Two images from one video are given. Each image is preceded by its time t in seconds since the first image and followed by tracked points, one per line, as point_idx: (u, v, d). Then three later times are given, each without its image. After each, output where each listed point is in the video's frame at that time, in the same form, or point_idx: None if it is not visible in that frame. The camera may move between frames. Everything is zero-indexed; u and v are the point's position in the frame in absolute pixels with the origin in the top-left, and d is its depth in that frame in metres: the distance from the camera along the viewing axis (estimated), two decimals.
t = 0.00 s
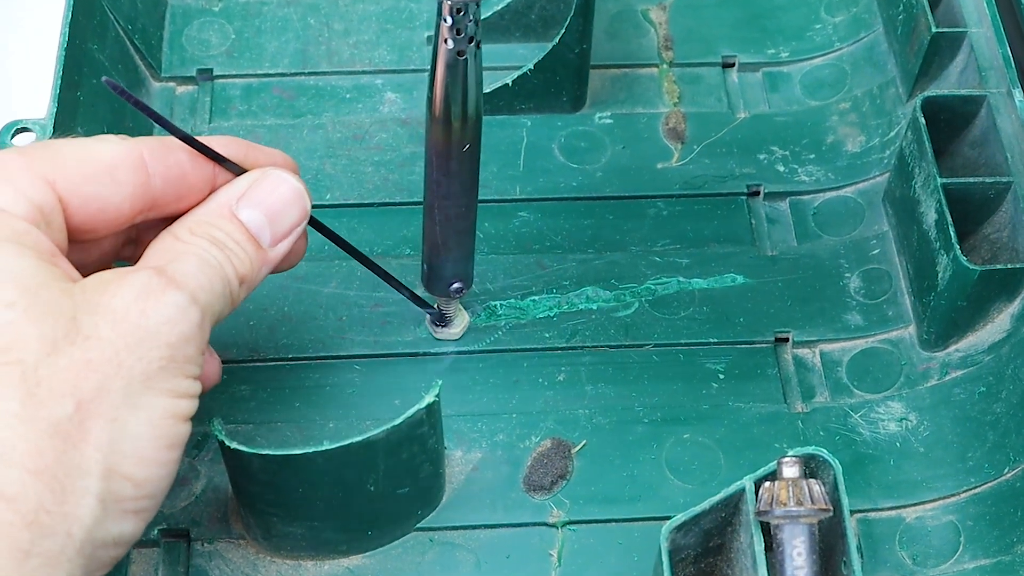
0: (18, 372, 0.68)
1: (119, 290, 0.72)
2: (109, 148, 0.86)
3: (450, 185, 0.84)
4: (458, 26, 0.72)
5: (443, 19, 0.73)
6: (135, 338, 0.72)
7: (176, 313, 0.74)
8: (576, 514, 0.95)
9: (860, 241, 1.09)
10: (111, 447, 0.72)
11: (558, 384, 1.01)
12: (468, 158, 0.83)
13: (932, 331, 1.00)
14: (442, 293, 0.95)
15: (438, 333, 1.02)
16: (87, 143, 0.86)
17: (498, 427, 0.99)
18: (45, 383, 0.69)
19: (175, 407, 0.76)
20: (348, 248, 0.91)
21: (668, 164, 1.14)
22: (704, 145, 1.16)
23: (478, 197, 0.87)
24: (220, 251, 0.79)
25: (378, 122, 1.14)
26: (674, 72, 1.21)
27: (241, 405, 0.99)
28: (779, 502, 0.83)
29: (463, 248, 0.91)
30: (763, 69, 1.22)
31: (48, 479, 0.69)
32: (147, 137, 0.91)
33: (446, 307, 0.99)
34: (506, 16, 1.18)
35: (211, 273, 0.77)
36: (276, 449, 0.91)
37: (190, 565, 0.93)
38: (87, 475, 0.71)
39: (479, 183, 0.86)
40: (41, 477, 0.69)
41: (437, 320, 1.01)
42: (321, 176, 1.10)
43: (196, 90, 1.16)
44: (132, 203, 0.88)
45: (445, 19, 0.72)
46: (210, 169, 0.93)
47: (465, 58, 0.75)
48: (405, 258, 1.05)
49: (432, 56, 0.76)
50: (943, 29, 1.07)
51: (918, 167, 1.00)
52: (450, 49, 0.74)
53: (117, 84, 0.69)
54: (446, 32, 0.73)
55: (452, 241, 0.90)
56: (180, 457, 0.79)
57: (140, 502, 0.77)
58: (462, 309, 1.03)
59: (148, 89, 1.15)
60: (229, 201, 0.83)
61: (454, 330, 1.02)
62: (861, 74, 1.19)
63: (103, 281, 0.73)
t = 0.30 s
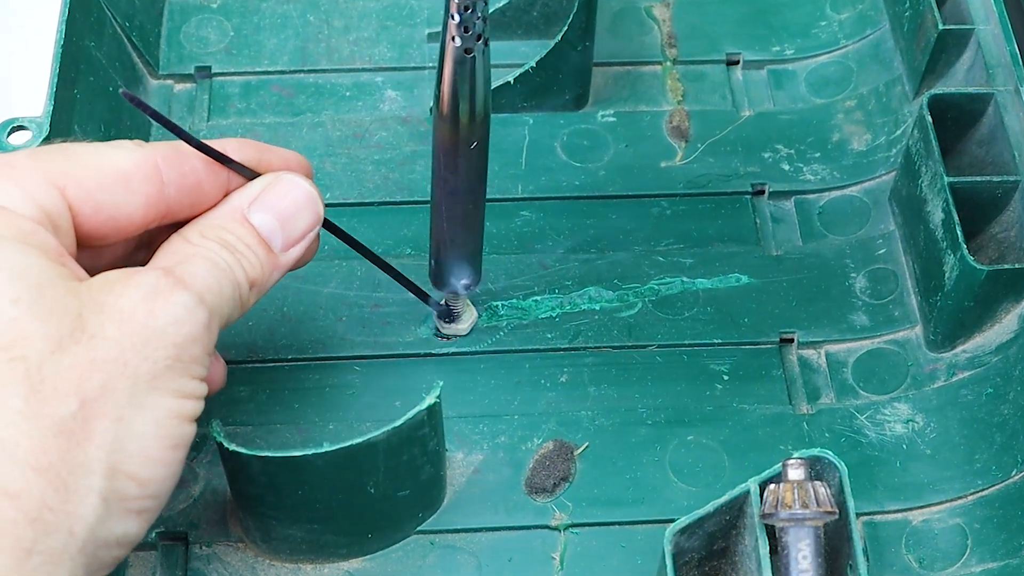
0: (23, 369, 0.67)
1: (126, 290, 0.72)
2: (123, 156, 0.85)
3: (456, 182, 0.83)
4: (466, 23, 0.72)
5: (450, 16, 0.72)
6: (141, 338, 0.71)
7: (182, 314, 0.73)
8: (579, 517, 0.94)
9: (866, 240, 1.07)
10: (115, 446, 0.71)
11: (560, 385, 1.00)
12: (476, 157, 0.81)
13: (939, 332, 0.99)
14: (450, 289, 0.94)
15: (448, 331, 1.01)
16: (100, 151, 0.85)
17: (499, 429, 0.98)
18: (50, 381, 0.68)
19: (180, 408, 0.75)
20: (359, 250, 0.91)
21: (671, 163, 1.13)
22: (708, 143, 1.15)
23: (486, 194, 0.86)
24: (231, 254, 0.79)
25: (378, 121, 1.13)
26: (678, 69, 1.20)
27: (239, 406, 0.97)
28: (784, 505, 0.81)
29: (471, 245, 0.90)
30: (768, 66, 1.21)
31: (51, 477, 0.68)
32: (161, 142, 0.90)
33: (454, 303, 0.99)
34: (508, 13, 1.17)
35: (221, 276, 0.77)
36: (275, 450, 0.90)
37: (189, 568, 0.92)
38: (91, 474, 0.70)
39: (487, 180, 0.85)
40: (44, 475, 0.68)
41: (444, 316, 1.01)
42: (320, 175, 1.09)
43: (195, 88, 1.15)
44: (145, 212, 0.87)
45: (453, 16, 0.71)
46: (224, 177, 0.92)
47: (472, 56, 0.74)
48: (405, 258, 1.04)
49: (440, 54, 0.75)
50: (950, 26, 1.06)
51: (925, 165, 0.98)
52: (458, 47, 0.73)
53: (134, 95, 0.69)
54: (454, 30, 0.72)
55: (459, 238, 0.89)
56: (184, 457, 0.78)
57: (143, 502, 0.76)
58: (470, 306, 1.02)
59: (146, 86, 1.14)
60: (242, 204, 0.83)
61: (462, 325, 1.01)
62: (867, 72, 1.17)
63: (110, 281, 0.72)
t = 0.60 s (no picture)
0: (21, 372, 0.66)
1: (124, 295, 0.71)
2: (121, 159, 0.84)
3: (458, 179, 0.82)
4: (470, 18, 0.71)
5: (454, 11, 0.71)
6: (140, 343, 0.70)
7: (181, 319, 0.72)
8: (581, 519, 0.92)
9: (872, 240, 1.06)
10: (113, 451, 0.70)
11: (562, 386, 0.99)
12: (478, 154, 0.80)
13: (945, 333, 0.98)
14: (450, 289, 0.93)
15: (449, 330, 1.00)
16: (98, 152, 0.84)
17: (501, 430, 0.97)
18: (49, 384, 0.67)
19: (179, 413, 0.74)
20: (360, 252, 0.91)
21: (675, 162, 1.12)
22: (712, 142, 1.14)
23: (488, 191, 0.85)
24: (230, 259, 0.79)
25: (378, 119, 1.12)
26: (681, 67, 1.19)
27: (238, 408, 0.96)
28: (789, 507, 0.81)
29: (473, 243, 0.88)
30: (773, 64, 1.20)
31: (49, 481, 0.67)
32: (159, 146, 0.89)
33: (455, 304, 0.97)
34: (510, 9, 1.16)
35: (220, 281, 0.77)
36: (274, 452, 0.89)
37: (186, 572, 0.90)
38: (89, 478, 0.69)
39: (488, 179, 0.83)
40: (42, 479, 0.66)
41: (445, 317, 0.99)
42: (320, 174, 1.08)
43: (192, 86, 1.14)
44: (143, 215, 0.86)
45: (456, 11, 0.71)
46: (224, 181, 0.90)
47: (476, 52, 0.73)
48: (406, 258, 1.03)
49: (443, 49, 0.74)
50: (957, 23, 1.05)
51: (931, 164, 0.97)
52: (461, 42, 0.72)
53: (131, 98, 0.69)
54: (458, 25, 0.72)
55: (460, 237, 0.87)
56: (182, 463, 0.77)
57: (141, 508, 0.75)
58: (471, 307, 1.01)
59: (143, 84, 1.13)
60: (242, 209, 0.83)
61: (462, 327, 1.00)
62: (873, 69, 1.16)
63: (109, 285, 0.71)
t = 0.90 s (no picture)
0: (26, 373, 0.65)
1: (129, 296, 0.70)
2: (125, 158, 0.83)
3: (464, 178, 0.81)
4: (476, 14, 0.70)
5: (461, 7, 0.71)
6: (145, 345, 0.69)
7: (185, 321, 0.72)
8: (584, 522, 0.91)
9: (878, 239, 1.05)
10: (119, 453, 0.69)
11: (565, 388, 0.97)
12: (485, 154, 0.79)
13: (953, 334, 0.96)
14: (457, 289, 0.92)
15: (454, 332, 0.99)
16: (102, 152, 0.83)
17: (503, 432, 0.95)
18: (54, 386, 0.66)
19: (184, 416, 0.73)
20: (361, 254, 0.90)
21: (678, 160, 1.11)
22: (716, 140, 1.13)
23: (496, 192, 0.84)
24: (233, 262, 0.78)
25: (379, 117, 1.11)
26: (685, 64, 1.18)
27: (237, 409, 0.95)
28: (795, 510, 0.79)
29: (480, 243, 0.87)
30: (778, 61, 1.18)
31: (55, 483, 0.66)
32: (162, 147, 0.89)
33: (461, 303, 0.96)
34: (512, 6, 1.15)
35: (224, 283, 0.76)
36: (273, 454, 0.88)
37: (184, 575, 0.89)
38: (94, 481, 0.68)
39: (496, 178, 0.82)
40: (48, 481, 0.66)
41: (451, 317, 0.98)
42: (320, 173, 1.07)
43: (191, 84, 1.13)
44: (147, 215, 0.85)
45: (463, 6, 0.70)
46: (227, 182, 0.90)
47: (482, 49, 0.72)
48: (406, 257, 1.02)
49: (450, 47, 0.73)
50: (964, 20, 1.03)
51: (938, 163, 0.96)
52: (468, 39, 0.71)
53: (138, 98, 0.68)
54: (464, 21, 0.71)
55: (467, 237, 0.86)
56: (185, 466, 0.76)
57: (145, 511, 0.74)
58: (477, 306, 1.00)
59: (141, 81, 1.12)
60: (246, 212, 0.82)
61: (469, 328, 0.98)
62: (879, 67, 1.15)
63: (114, 286, 0.70)
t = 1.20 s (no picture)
0: (47, 359, 0.64)
1: (152, 285, 0.70)
2: (152, 150, 0.83)
3: (472, 175, 0.80)
4: (483, 11, 0.69)
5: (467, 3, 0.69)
6: (169, 333, 0.69)
7: (210, 310, 0.71)
8: (586, 525, 0.90)
9: (883, 239, 1.04)
10: (141, 440, 0.69)
11: (567, 389, 0.96)
12: (493, 150, 0.78)
13: (959, 334, 0.95)
14: (465, 290, 0.90)
15: (459, 333, 0.98)
16: (129, 144, 0.82)
17: (504, 434, 0.94)
18: (76, 372, 0.65)
19: (207, 406, 0.73)
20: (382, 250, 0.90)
21: (681, 159, 1.10)
22: (720, 139, 1.11)
23: (504, 190, 0.83)
24: (260, 253, 0.78)
25: (379, 115, 1.10)
26: (689, 62, 1.17)
27: (235, 411, 0.94)
28: (799, 512, 0.78)
29: (487, 241, 0.86)
30: (782, 59, 1.17)
31: (76, 470, 0.65)
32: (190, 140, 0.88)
33: (469, 302, 0.95)
34: (513, 3, 1.14)
35: (250, 274, 0.76)
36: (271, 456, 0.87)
37: None
38: (116, 468, 0.67)
39: (504, 176, 0.81)
40: (70, 468, 0.64)
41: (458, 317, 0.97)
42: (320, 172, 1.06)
43: (189, 81, 1.12)
44: (173, 208, 0.84)
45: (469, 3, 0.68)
46: (254, 175, 0.89)
47: (489, 46, 0.71)
48: (406, 257, 1.01)
49: (457, 43, 0.72)
50: (970, 17, 1.02)
51: (944, 161, 0.95)
52: (474, 36, 0.70)
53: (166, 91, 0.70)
54: (471, 17, 0.69)
55: (475, 235, 0.85)
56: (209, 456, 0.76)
57: (167, 501, 0.73)
58: (485, 306, 0.98)
59: (138, 79, 1.11)
60: (272, 205, 0.82)
61: (476, 328, 0.98)
62: (884, 65, 1.14)
63: (137, 275, 0.71)
